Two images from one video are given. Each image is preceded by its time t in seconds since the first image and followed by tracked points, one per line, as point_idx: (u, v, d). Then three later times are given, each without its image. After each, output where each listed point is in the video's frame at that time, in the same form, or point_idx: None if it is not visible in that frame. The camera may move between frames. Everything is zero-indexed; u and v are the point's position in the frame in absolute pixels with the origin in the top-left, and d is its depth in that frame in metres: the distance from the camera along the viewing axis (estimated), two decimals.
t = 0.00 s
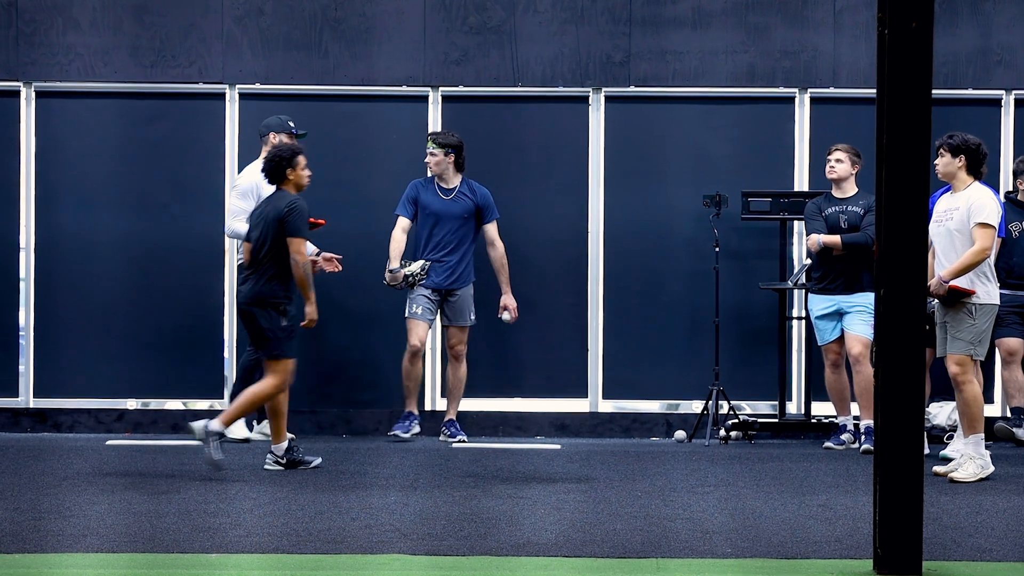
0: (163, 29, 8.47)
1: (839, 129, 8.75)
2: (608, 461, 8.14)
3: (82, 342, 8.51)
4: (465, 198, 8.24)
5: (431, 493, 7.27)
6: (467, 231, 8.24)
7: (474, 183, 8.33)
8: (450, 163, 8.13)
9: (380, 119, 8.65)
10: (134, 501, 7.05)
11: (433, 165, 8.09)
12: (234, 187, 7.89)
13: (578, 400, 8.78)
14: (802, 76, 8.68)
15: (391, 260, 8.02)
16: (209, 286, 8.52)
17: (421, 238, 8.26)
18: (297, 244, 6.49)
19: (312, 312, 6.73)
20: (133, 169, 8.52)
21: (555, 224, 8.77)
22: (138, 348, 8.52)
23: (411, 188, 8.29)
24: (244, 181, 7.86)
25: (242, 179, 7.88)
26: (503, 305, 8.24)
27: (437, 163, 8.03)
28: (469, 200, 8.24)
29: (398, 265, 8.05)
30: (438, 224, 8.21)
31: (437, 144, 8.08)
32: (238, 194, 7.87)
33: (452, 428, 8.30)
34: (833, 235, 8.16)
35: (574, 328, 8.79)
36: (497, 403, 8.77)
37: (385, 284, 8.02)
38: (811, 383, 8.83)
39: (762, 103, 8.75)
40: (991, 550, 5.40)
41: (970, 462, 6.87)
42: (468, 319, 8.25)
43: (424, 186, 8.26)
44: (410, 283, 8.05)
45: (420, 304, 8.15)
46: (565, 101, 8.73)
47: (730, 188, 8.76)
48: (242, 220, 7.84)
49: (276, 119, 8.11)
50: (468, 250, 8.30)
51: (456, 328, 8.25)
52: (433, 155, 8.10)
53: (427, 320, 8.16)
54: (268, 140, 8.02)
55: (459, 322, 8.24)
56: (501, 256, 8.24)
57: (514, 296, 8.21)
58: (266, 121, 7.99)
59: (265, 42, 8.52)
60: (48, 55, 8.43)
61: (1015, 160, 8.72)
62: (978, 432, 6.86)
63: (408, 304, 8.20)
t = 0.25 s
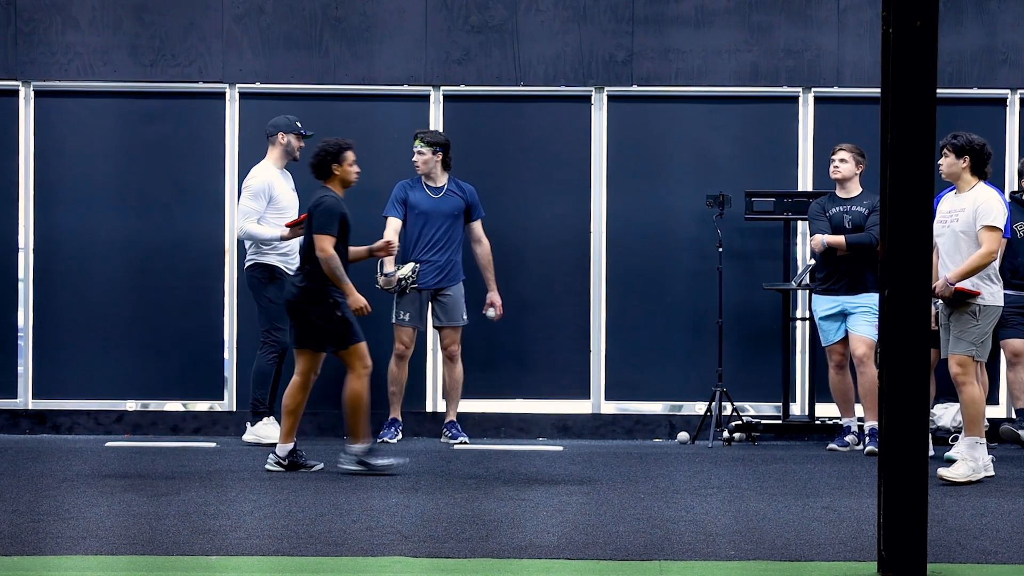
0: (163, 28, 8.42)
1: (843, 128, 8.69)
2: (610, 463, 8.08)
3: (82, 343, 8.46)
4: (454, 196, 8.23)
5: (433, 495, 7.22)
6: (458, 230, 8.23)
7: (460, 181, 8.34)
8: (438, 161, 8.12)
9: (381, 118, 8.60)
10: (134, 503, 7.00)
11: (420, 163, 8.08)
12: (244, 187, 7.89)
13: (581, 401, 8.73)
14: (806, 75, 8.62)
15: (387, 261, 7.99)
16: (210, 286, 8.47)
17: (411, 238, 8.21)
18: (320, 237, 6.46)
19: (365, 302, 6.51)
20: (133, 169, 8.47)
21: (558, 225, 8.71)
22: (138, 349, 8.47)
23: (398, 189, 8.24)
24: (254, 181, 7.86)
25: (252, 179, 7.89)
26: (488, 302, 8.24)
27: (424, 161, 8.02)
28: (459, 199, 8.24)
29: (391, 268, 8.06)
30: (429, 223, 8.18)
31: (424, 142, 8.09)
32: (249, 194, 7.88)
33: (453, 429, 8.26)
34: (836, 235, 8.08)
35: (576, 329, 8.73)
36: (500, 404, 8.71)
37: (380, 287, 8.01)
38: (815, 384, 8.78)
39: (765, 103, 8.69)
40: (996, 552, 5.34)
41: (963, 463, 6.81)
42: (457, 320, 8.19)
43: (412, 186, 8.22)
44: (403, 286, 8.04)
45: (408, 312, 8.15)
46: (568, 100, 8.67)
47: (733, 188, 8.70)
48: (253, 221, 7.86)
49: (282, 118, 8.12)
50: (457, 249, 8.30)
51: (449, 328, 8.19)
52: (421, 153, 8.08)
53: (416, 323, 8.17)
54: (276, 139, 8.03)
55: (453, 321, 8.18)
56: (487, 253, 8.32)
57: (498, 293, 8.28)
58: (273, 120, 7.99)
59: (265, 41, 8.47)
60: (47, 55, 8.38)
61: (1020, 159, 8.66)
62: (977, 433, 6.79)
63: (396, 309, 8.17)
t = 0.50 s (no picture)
0: (163, 27, 8.36)
1: (848, 127, 8.63)
2: (614, 465, 8.02)
3: (81, 344, 8.40)
4: (440, 195, 8.13)
5: (435, 497, 7.16)
6: (445, 230, 8.11)
7: (446, 181, 8.25)
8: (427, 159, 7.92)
9: (382, 117, 8.54)
10: (133, 506, 6.95)
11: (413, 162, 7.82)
12: (252, 188, 7.81)
13: (584, 402, 8.67)
14: (810, 73, 8.56)
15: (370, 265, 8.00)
16: (210, 287, 8.42)
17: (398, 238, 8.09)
18: (373, 252, 6.40)
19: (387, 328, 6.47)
20: (133, 168, 8.41)
21: (561, 225, 8.65)
22: (137, 350, 8.41)
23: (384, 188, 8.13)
24: (263, 181, 7.80)
25: (261, 180, 7.82)
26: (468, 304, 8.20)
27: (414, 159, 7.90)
28: (445, 198, 8.13)
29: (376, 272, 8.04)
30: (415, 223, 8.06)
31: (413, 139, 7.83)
32: (258, 195, 7.80)
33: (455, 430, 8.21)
34: (841, 236, 8.03)
35: (579, 330, 8.67)
36: (502, 405, 8.66)
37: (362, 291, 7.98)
38: (820, 385, 8.72)
39: (770, 102, 8.63)
40: (1003, 555, 5.28)
41: (963, 469, 6.74)
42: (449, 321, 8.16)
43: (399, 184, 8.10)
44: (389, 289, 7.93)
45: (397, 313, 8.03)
46: (570, 99, 8.61)
47: (737, 187, 8.64)
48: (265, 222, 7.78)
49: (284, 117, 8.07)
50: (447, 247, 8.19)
51: (442, 328, 8.18)
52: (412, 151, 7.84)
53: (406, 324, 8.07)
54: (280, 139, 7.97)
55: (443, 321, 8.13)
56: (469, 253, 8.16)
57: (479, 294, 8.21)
58: (278, 119, 7.94)
59: (265, 40, 8.41)
60: (46, 53, 8.32)
61: None
62: (983, 438, 6.76)
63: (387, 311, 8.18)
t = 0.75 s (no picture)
0: (163, 26, 8.30)
1: (854, 127, 8.55)
2: (617, 467, 7.95)
3: (80, 345, 8.34)
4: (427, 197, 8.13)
5: (437, 499, 7.09)
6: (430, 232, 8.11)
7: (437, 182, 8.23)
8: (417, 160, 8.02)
9: (384, 116, 8.47)
10: (133, 508, 6.88)
11: (403, 161, 7.93)
12: (259, 188, 7.74)
13: (587, 404, 8.60)
14: (816, 72, 8.49)
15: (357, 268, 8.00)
16: (210, 287, 8.35)
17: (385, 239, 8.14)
18: (430, 246, 6.39)
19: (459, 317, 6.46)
20: (132, 167, 8.35)
21: (564, 225, 8.58)
22: (137, 351, 8.35)
23: (372, 189, 8.19)
24: (272, 182, 7.75)
25: (268, 180, 7.76)
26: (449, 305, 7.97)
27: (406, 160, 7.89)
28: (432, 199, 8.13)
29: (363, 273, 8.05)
30: (401, 224, 8.10)
31: (404, 140, 7.93)
32: (266, 196, 7.75)
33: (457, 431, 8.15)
34: (847, 235, 8.00)
35: (582, 331, 8.60)
36: (504, 407, 8.59)
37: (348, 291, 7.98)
38: (825, 387, 8.66)
39: (775, 101, 8.55)
40: (1010, 558, 5.20)
41: (970, 472, 6.70)
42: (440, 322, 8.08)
43: (386, 185, 8.15)
44: (375, 290, 7.99)
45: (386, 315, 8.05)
46: (573, 98, 8.54)
47: (742, 187, 8.57)
48: (274, 223, 7.74)
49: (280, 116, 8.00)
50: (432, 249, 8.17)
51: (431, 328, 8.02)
52: (403, 151, 7.94)
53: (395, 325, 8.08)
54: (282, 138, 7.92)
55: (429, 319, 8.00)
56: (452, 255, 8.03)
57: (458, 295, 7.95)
58: (281, 118, 7.88)
59: (266, 38, 8.34)
60: (45, 52, 8.26)
61: None
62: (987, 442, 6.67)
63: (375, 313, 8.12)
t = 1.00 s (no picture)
0: (163, 24, 8.23)
1: (860, 126, 8.47)
2: (620, 470, 7.87)
3: (79, 347, 8.27)
4: (419, 197, 8.05)
5: (439, 502, 7.01)
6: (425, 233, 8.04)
7: (431, 181, 8.14)
8: (412, 161, 7.99)
9: (385, 116, 8.39)
10: (132, 511, 6.81)
11: (397, 161, 7.91)
12: (261, 192, 7.66)
13: (590, 406, 8.53)
14: (821, 71, 8.41)
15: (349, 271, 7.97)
16: (210, 288, 8.28)
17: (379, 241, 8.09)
18: (481, 248, 6.48)
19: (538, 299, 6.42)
20: (132, 167, 8.28)
21: (567, 225, 8.50)
22: (136, 352, 8.28)
23: (367, 191, 8.16)
24: (273, 184, 7.67)
25: (270, 181, 7.69)
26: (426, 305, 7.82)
27: (401, 160, 7.85)
28: (424, 199, 8.05)
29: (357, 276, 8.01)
30: (393, 225, 8.05)
31: (399, 140, 7.92)
32: (268, 199, 7.68)
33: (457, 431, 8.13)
34: (852, 235, 7.91)
35: (586, 332, 8.52)
36: (507, 409, 8.51)
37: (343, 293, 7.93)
38: (831, 390, 8.57)
39: (780, 100, 8.47)
40: (1019, 562, 5.12)
41: (977, 475, 6.64)
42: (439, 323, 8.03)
43: (379, 187, 8.10)
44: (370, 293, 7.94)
45: (385, 317, 8.00)
46: (577, 98, 8.46)
47: (746, 187, 8.49)
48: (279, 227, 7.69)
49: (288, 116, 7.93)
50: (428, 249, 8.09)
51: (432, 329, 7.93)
52: (397, 151, 7.91)
53: (393, 326, 8.02)
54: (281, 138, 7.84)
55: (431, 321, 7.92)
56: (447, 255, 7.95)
57: (436, 294, 7.77)
58: (283, 118, 7.81)
59: (266, 37, 8.27)
60: (43, 51, 8.19)
61: None
62: (995, 447, 6.57)
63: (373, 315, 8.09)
